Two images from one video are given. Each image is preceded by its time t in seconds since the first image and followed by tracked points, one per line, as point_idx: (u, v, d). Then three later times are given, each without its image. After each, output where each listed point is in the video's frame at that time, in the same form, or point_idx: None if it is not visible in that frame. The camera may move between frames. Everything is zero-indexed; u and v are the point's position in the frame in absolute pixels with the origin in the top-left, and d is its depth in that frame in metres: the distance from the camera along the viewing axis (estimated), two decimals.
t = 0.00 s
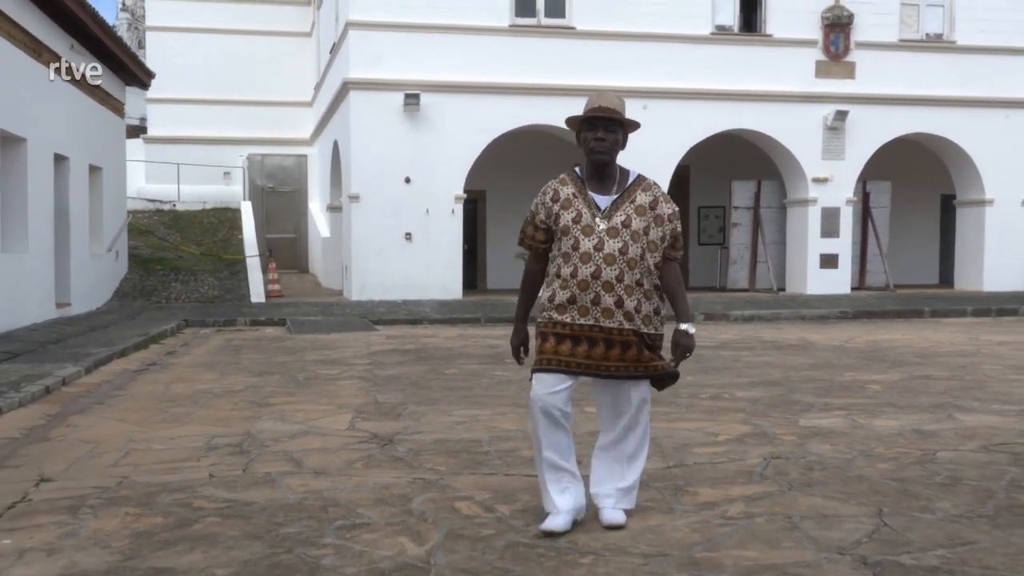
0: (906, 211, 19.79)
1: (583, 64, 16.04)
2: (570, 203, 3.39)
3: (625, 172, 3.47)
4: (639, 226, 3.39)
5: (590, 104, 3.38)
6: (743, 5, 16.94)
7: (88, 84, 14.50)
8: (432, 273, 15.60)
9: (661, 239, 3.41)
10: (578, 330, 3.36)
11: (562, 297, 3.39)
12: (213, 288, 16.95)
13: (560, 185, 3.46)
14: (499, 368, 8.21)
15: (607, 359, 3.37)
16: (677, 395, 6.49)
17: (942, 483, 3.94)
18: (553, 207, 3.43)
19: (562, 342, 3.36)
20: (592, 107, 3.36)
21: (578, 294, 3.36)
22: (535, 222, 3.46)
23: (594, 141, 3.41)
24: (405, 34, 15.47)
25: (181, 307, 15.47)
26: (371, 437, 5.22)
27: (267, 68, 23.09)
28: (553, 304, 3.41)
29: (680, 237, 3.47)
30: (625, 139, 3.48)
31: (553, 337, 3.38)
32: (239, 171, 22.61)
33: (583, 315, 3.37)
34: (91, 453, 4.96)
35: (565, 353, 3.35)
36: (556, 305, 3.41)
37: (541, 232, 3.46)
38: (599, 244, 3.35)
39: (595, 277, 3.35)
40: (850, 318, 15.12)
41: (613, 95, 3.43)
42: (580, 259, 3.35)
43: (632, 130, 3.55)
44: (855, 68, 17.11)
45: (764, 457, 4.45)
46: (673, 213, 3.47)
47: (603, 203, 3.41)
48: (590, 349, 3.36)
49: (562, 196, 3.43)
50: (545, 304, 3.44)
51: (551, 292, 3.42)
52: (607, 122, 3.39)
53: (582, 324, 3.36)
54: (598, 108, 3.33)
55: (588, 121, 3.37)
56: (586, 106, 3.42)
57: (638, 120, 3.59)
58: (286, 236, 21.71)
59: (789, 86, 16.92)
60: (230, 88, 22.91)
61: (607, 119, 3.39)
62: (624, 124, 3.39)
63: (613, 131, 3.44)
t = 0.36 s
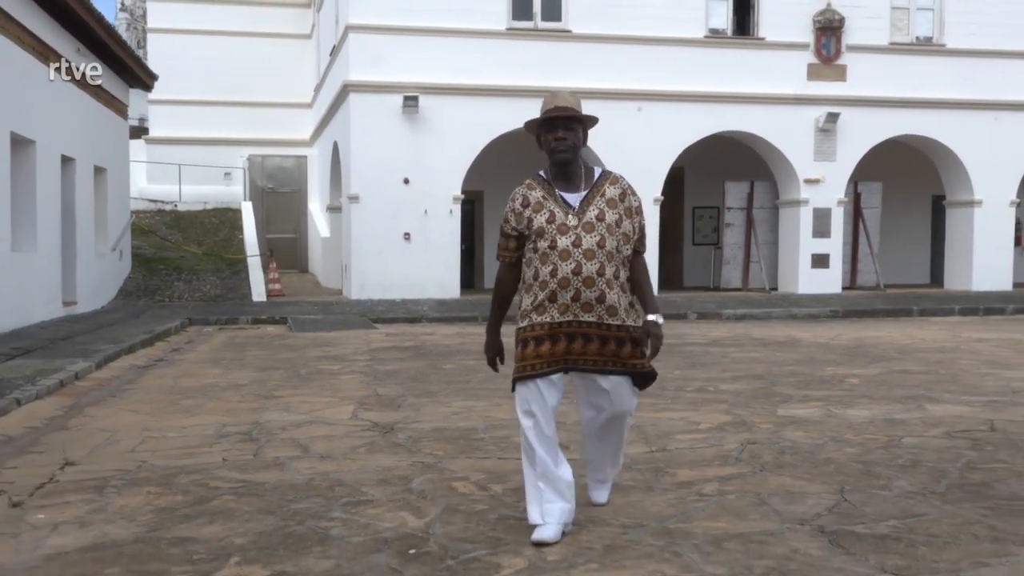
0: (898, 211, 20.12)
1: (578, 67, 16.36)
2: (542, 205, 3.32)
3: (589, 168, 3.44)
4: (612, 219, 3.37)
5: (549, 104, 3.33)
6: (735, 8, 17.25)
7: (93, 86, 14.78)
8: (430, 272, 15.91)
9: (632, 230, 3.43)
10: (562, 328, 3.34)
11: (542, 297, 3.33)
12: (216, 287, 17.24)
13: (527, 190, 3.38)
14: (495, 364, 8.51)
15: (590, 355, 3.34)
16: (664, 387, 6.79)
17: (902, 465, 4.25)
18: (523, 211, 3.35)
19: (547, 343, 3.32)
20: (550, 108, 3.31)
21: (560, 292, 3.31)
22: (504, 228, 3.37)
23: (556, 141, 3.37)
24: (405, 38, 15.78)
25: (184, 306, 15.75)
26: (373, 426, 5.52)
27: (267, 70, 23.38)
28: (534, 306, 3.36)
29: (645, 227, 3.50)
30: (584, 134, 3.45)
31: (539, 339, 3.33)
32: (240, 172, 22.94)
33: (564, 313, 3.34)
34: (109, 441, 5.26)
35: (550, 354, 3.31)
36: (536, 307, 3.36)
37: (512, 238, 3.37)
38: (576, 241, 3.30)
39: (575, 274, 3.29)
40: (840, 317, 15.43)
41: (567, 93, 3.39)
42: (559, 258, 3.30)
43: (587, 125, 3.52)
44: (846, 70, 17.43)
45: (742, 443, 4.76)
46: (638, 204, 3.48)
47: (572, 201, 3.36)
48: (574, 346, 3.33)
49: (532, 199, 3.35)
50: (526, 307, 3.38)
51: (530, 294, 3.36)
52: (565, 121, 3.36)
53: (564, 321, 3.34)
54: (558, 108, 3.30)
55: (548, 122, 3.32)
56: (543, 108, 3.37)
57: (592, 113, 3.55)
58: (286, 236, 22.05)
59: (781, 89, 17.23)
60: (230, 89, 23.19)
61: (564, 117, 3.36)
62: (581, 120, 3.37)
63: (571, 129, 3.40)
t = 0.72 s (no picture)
0: (891, 212, 20.44)
1: (575, 70, 16.68)
2: (522, 205, 3.41)
3: (571, 171, 3.51)
4: (591, 223, 3.45)
5: (534, 104, 3.42)
6: (730, 12, 17.58)
7: (100, 89, 15.09)
8: (431, 272, 16.23)
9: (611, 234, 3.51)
10: (540, 329, 3.41)
11: (520, 299, 3.43)
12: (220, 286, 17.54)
13: (509, 188, 3.47)
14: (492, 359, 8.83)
15: (569, 351, 3.36)
16: (654, 381, 7.12)
17: (869, 448, 4.57)
18: (505, 210, 3.44)
19: (528, 343, 3.42)
20: (534, 108, 3.40)
21: (536, 294, 3.39)
22: (487, 227, 3.44)
23: (538, 142, 3.45)
24: (407, 42, 16.12)
25: (189, 305, 16.04)
26: (377, 415, 5.84)
27: (269, 73, 23.68)
28: (514, 306, 3.45)
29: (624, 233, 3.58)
30: (567, 136, 3.52)
31: (521, 339, 3.43)
32: (242, 173, 23.09)
33: (543, 313, 3.41)
34: (128, 428, 5.59)
35: (532, 352, 3.41)
36: (516, 307, 3.45)
37: (493, 236, 3.43)
38: (553, 243, 3.38)
39: (550, 276, 3.38)
40: (833, 316, 15.72)
41: (551, 95, 3.46)
42: (535, 260, 3.39)
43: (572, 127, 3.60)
44: (839, 73, 17.75)
45: (722, 429, 5.09)
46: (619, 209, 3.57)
47: (553, 203, 3.45)
48: (552, 346, 3.39)
49: (513, 199, 3.45)
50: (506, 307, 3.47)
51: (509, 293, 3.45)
52: (548, 122, 3.43)
53: (543, 322, 3.41)
54: (542, 109, 3.37)
55: (531, 122, 3.40)
56: (528, 108, 3.45)
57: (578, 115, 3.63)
58: (288, 236, 22.36)
59: (775, 91, 17.54)
60: (232, 91, 23.45)
61: (548, 119, 3.43)
62: (565, 123, 3.44)
63: (555, 131, 3.48)
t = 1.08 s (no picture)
0: (885, 213, 20.74)
1: (574, 72, 16.98)
2: (526, 194, 3.42)
3: (579, 168, 3.54)
4: (594, 218, 3.46)
5: (550, 96, 3.44)
6: (727, 15, 17.86)
7: (109, 91, 15.40)
8: (432, 272, 16.54)
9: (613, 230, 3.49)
10: (538, 321, 3.44)
11: (519, 288, 3.45)
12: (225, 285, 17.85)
13: (516, 177, 3.49)
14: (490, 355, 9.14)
15: (565, 346, 3.42)
16: (646, 374, 7.43)
17: (842, 435, 4.88)
18: (509, 198, 3.46)
19: (525, 334, 3.44)
20: (550, 99, 3.41)
21: (535, 285, 3.42)
22: (491, 214, 3.47)
23: (551, 133, 3.46)
24: (410, 45, 16.43)
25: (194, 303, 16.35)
26: (380, 406, 6.16)
27: (272, 74, 23.95)
28: (513, 295, 3.47)
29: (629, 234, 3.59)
30: (581, 132, 3.54)
31: (521, 330, 3.45)
32: (245, 173, 23.36)
33: (541, 305, 3.43)
34: (144, 418, 5.91)
35: (530, 344, 3.44)
36: (517, 298, 3.47)
37: (496, 224, 3.47)
38: (554, 235, 3.39)
39: (549, 268, 3.39)
40: (826, 315, 16.02)
41: (570, 88, 3.48)
42: (535, 251, 3.40)
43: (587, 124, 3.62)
44: (834, 75, 18.05)
45: (706, 418, 5.40)
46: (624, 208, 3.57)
47: (559, 195, 3.46)
48: (549, 339, 3.43)
49: (518, 187, 3.47)
50: (506, 295, 3.49)
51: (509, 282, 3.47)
52: (563, 114, 3.44)
53: (542, 314, 3.43)
54: (556, 100, 3.39)
55: (544, 113, 3.41)
56: (545, 99, 3.47)
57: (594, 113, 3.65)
58: (290, 236, 22.66)
59: (771, 93, 17.84)
60: (235, 92, 23.70)
61: (564, 111, 3.44)
62: (580, 116, 3.44)
63: (568, 125, 3.50)
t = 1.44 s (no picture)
0: (877, 214, 21.06)
1: (569, 76, 17.29)
2: (510, 205, 3.47)
3: (562, 175, 3.55)
4: (578, 226, 3.48)
5: (527, 107, 3.46)
6: (721, 20, 18.15)
7: (114, 95, 15.70)
8: (430, 272, 16.83)
9: (598, 239, 3.50)
10: (527, 328, 3.46)
11: (507, 296, 3.46)
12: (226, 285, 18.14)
13: (500, 187, 3.53)
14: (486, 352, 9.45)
15: (554, 350, 3.50)
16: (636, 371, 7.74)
17: (815, 425, 5.19)
18: (493, 209, 3.51)
19: (512, 336, 3.41)
20: (527, 111, 3.44)
21: (524, 294, 3.44)
22: (476, 223, 3.56)
23: (531, 144, 3.49)
24: (409, 49, 16.73)
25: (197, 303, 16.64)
26: (381, 400, 6.47)
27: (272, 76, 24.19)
28: (500, 299, 3.46)
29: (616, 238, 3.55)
30: (562, 139, 3.55)
31: (505, 331, 3.41)
32: (246, 175, 23.64)
33: (531, 312, 3.46)
34: (156, 411, 6.22)
35: (517, 347, 3.39)
36: (504, 302, 3.46)
37: (483, 233, 3.56)
38: (541, 246, 3.42)
39: (538, 279, 3.42)
40: (817, 314, 16.33)
41: (547, 97, 3.49)
42: (523, 262, 3.43)
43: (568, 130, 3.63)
44: (826, 79, 18.36)
45: (689, 411, 5.71)
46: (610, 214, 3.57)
47: (542, 205, 3.49)
48: (538, 345, 3.47)
49: (503, 198, 3.51)
50: (492, 300, 3.48)
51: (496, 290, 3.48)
52: (542, 126, 3.46)
53: (532, 320, 3.46)
54: (534, 111, 3.42)
55: (524, 124, 3.44)
56: (522, 110, 3.49)
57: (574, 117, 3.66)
58: (290, 236, 22.97)
59: (763, 97, 18.15)
60: (236, 94, 23.97)
61: (543, 122, 3.46)
62: (560, 126, 3.46)
63: (549, 134, 3.51)
